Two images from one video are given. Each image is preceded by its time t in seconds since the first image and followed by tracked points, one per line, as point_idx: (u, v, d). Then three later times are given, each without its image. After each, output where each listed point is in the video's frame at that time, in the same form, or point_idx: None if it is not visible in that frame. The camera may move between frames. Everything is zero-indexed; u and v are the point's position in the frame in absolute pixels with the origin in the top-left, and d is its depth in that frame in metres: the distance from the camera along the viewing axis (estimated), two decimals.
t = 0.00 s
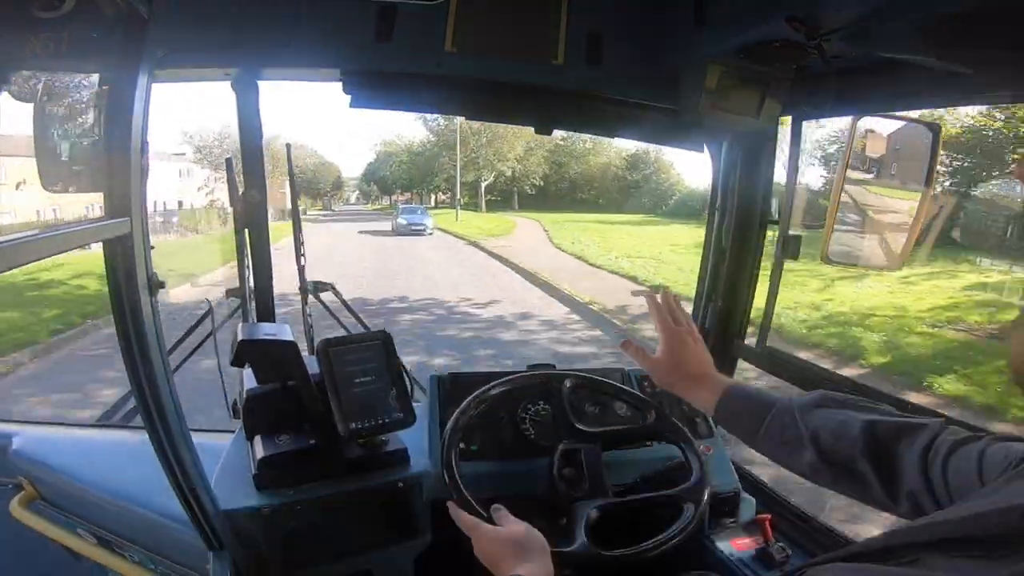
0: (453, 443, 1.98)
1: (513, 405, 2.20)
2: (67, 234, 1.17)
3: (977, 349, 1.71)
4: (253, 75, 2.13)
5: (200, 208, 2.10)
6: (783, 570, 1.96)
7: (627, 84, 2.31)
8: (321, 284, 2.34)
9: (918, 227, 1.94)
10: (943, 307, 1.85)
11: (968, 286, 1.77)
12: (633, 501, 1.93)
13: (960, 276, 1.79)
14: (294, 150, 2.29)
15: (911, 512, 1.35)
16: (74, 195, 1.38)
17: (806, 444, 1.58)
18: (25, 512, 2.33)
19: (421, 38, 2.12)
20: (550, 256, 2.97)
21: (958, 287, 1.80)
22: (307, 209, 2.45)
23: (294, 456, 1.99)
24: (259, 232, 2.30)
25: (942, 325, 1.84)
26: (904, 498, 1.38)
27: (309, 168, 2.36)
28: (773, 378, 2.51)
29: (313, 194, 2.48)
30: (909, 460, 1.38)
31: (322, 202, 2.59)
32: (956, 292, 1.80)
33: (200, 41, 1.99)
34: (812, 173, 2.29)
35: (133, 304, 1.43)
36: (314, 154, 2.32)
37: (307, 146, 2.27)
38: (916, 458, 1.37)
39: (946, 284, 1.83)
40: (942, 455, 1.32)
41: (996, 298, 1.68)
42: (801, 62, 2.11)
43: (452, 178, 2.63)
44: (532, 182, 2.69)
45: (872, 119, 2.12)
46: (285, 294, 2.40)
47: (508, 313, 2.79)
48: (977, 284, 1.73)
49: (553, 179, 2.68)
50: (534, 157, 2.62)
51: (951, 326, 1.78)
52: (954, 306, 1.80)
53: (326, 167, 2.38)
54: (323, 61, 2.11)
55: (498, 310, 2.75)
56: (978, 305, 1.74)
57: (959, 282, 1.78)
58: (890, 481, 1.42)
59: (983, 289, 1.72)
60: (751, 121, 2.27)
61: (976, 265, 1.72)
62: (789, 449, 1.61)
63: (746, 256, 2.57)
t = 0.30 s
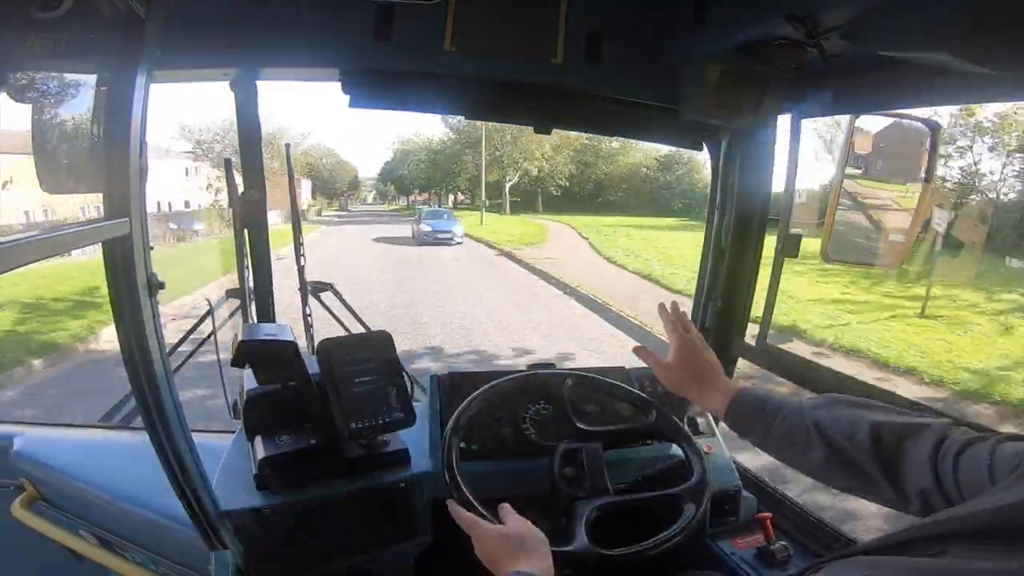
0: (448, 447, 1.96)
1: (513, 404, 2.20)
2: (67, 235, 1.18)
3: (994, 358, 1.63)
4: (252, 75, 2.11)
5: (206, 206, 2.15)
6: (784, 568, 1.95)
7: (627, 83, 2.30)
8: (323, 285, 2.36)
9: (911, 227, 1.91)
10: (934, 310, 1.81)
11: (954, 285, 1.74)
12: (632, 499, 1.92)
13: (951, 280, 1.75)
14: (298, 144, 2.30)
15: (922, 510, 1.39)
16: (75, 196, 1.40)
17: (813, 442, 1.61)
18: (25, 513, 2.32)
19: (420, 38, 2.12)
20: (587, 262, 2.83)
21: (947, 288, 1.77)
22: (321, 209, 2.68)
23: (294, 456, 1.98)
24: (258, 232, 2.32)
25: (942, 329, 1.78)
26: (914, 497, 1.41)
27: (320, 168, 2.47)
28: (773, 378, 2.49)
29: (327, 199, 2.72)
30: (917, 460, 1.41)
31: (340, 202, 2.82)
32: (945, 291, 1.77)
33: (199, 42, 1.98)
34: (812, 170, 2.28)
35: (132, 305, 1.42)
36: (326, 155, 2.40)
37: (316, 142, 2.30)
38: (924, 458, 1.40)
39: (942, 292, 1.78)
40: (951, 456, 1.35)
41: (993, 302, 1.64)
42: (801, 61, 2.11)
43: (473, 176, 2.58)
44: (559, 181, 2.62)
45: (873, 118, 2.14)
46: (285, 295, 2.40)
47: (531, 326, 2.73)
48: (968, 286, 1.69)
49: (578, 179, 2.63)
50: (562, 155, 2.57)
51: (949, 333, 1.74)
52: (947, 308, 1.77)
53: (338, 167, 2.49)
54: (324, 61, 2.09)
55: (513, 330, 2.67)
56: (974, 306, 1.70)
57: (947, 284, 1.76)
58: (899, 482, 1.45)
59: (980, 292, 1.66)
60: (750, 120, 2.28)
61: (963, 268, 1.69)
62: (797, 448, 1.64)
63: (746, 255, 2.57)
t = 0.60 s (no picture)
0: (454, 446, 1.96)
1: (514, 405, 2.21)
2: (64, 237, 1.17)
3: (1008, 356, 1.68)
4: (252, 75, 2.10)
5: (205, 206, 2.14)
6: (784, 569, 1.94)
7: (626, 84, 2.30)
8: (320, 286, 2.34)
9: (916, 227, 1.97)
10: (948, 308, 1.83)
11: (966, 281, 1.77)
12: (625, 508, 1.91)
13: (963, 276, 1.78)
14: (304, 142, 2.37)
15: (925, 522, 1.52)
16: (69, 197, 1.41)
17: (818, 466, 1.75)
18: (25, 514, 2.31)
19: (420, 39, 2.12)
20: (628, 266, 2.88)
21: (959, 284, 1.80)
22: (336, 209, 2.89)
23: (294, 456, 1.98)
24: (257, 234, 2.33)
25: (955, 329, 1.82)
26: (912, 511, 1.55)
27: (336, 167, 2.64)
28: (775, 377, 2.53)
29: (342, 200, 2.93)
30: (912, 478, 1.56)
31: (355, 203, 3.05)
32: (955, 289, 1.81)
33: (198, 42, 1.98)
34: (811, 172, 2.30)
35: (132, 308, 1.42)
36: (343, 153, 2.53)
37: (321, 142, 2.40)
38: (919, 477, 1.55)
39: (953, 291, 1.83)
40: (945, 474, 1.49)
41: (1003, 296, 1.66)
42: (798, 61, 2.11)
43: (501, 177, 2.65)
44: (587, 183, 2.69)
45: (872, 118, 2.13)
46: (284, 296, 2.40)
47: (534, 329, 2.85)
48: (979, 282, 1.72)
49: (609, 180, 2.70)
50: (592, 154, 2.62)
51: (965, 331, 1.79)
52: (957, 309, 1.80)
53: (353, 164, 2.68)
54: (324, 60, 2.08)
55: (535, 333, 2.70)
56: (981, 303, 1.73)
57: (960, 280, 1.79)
58: (896, 498, 1.59)
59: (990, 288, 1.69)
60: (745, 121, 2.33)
61: (975, 262, 1.73)
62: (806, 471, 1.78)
63: (745, 256, 2.59)
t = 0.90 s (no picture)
0: (449, 468, 1.86)
1: (514, 402, 2.25)
2: (57, 235, 1.17)
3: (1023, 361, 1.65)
4: (248, 73, 2.10)
5: (203, 205, 2.16)
6: (777, 568, 1.96)
7: (623, 85, 2.30)
8: (317, 285, 2.35)
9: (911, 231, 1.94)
10: (951, 310, 1.81)
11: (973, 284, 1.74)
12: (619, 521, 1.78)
13: (970, 279, 1.75)
14: (311, 134, 2.35)
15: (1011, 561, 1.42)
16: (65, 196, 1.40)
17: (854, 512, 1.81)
18: (19, 514, 2.27)
19: (417, 39, 2.11)
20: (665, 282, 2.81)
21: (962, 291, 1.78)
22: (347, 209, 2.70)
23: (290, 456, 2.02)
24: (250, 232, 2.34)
25: (959, 331, 1.79)
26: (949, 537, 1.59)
27: (348, 165, 2.48)
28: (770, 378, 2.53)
29: (357, 200, 2.72)
30: (956, 514, 1.61)
31: (369, 202, 2.77)
32: (956, 293, 1.79)
33: (194, 41, 1.96)
34: (804, 173, 2.31)
35: (125, 309, 1.42)
36: (358, 151, 2.43)
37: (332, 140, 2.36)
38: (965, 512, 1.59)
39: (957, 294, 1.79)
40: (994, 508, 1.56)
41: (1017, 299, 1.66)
42: (794, 62, 2.11)
43: (527, 180, 2.49)
44: (613, 187, 2.57)
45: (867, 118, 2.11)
46: (281, 295, 2.40)
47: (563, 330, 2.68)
48: (994, 282, 1.70)
49: (636, 183, 2.60)
50: (621, 155, 2.58)
51: (972, 338, 1.76)
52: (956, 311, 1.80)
53: (370, 165, 2.50)
54: (322, 60, 2.07)
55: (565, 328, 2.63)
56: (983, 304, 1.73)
57: (967, 285, 1.76)
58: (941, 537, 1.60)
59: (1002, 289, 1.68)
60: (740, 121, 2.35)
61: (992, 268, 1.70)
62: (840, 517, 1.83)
63: (740, 255, 2.65)
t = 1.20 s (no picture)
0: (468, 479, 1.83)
1: (506, 403, 2.22)
2: (55, 236, 1.17)
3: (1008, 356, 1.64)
4: (245, 75, 2.11)
5: (200, 206, 2.16)
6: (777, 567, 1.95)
7: (618, 84, 2.30)
8: (314, 285, 2.32)
9: (905, 240, 1.96)
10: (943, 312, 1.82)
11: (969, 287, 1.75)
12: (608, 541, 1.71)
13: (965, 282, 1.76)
14: (311, 121, 2.31)
15: None
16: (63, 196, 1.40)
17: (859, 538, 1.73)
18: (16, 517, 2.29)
19: (413, 39, 2.11)
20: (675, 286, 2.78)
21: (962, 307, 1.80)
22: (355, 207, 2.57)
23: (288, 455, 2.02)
24: (247, 231, 2.34)
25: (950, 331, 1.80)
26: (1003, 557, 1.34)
27: (359, 163, 2.37)
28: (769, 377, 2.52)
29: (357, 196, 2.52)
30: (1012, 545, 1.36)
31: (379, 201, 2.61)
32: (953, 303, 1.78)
33: (192, 42, 1.98)
34: (802, 173, 2.33)
35: (121, 308, 1.42)
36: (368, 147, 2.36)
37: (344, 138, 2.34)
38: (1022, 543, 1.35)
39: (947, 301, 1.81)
40: None
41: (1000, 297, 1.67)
42: (791, 62, 2.11)
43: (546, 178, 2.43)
44: (641, 189, 2.51)
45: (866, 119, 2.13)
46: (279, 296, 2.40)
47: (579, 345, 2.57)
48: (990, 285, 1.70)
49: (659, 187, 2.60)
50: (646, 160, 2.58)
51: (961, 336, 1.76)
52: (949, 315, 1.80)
53: (382, 163, 2.40)
54: (318, 60, 2.07)
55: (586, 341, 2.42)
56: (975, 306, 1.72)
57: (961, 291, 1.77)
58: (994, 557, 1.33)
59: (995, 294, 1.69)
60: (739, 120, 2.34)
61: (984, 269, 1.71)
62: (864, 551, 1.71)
63: (737, 254, 2.65)
